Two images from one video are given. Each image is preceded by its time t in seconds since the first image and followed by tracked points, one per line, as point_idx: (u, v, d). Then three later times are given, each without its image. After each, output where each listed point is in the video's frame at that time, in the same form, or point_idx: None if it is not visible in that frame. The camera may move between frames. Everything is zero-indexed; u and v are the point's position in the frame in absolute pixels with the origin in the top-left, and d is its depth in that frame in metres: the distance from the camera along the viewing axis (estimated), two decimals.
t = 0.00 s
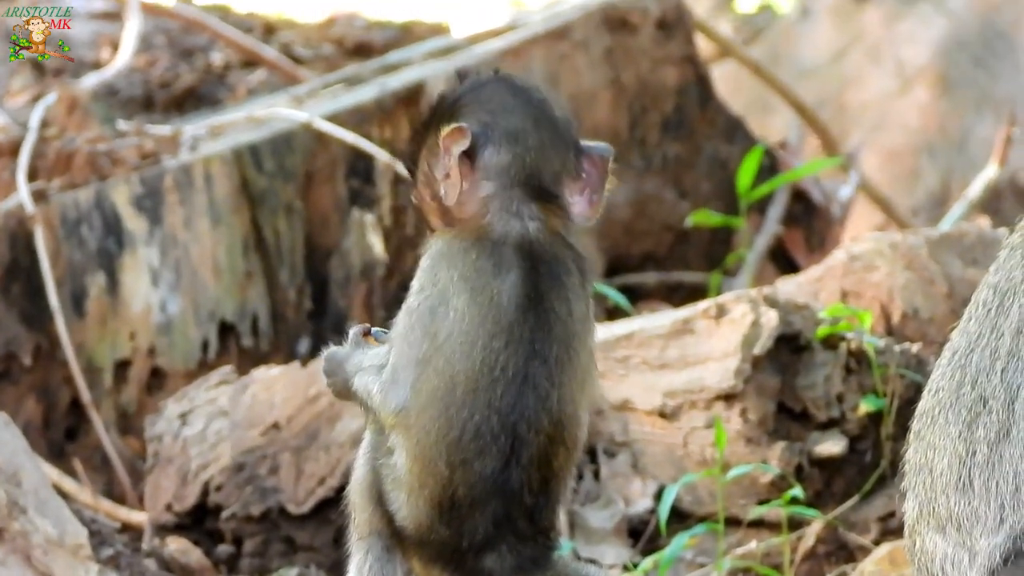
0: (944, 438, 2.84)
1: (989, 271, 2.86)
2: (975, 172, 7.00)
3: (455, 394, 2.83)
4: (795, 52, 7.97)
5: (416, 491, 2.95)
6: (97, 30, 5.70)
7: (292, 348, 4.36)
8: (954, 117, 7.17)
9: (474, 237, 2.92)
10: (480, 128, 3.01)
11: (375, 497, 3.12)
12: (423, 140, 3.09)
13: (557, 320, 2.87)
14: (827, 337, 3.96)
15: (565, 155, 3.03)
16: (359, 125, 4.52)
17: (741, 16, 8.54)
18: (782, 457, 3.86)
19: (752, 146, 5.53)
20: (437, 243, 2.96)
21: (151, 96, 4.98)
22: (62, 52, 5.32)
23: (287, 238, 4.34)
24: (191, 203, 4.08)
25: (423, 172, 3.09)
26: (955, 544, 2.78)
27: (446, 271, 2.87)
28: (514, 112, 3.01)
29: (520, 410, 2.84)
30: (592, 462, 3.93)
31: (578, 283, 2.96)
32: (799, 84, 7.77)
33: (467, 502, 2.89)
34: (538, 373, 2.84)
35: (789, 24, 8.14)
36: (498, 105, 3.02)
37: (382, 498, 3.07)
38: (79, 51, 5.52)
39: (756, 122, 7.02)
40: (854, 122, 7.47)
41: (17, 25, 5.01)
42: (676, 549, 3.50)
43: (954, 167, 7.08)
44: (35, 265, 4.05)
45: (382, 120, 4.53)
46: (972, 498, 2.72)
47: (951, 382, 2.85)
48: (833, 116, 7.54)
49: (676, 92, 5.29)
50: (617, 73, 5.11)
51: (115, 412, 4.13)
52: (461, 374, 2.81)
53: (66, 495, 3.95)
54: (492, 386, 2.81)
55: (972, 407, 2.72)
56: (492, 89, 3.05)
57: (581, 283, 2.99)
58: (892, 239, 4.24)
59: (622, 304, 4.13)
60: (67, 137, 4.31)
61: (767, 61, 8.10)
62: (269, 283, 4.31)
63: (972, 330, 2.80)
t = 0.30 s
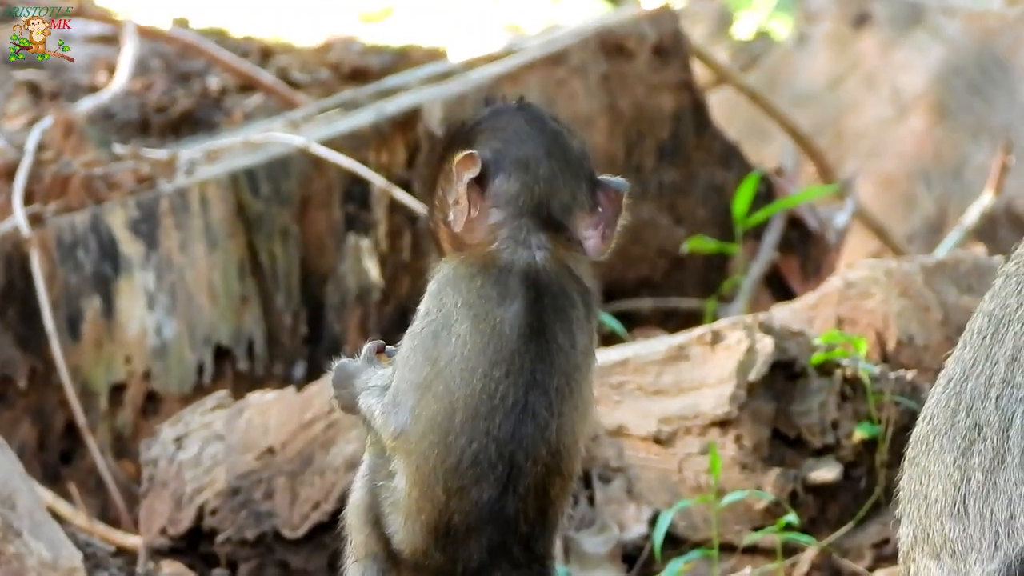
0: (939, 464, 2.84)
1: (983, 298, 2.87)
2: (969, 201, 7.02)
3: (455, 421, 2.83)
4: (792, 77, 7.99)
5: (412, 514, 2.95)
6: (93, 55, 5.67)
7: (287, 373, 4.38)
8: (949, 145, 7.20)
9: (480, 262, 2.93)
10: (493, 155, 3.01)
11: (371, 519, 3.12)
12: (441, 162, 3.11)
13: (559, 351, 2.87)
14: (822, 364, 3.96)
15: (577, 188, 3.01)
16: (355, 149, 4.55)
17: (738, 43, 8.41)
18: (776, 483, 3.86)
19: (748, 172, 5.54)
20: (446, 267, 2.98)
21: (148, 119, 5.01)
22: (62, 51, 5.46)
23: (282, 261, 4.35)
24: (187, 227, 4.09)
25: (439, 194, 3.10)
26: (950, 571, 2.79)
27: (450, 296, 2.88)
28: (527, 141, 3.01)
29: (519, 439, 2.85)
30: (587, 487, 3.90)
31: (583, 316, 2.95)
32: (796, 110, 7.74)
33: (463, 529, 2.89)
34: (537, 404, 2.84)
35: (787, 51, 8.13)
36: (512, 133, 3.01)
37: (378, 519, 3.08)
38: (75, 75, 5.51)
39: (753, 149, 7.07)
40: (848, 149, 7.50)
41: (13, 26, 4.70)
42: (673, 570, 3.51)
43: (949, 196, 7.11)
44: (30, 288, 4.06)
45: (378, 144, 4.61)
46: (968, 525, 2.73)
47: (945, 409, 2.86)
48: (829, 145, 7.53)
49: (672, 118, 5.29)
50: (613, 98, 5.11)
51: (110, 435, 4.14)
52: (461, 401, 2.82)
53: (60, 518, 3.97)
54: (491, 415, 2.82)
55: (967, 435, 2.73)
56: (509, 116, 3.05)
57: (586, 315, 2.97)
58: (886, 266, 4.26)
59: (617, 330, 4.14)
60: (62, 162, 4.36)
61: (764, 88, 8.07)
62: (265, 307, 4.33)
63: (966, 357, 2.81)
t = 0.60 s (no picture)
0: (935, 473, 2.85)
1: (978, 307, 2.87)
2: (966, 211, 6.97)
3: (448, 430, 2.85)
4: (790, 83, 7.95)
5: (408, 524, 2.95)
6: (90, 66, 5.69)
7: (284, 384, 4.40)
8: (947, 155, 7.19)
9: (476, 270, 2.96)
10: (503, 165, 3.03)
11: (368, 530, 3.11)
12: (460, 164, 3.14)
13: (552, 362, 2.87)
14: (818, 373, 3.97)
15: (582, 200, 3.01)
16: (352, 159, 4.56)
17: (735, 52, 8.33)
18: (772, 493, 3.86)
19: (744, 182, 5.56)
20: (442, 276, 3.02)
21: (144, 130, 5.02)
22: (63, 51, 5.41)
23: (279, 273, 4.37)
24: (183, 239, 4.10)
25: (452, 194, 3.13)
26: None
27: (444, 304, 2.93)
28: (539, 153, 3.01)
29: (513, 449, 2.85)
30: (583, 498, 3.86)
31: (579, 329, 2.94)
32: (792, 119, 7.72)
33: (459, 539, 2.89)
34: (530, 413, 2.85)
35: (783, 61, 8.11)
36: (526, 144, 3.02)
37: (375, 530, 3.08)
38: (71, 87, 5.53)
39: (749, 158, 7.08)
40: (846, 160, 7.47)
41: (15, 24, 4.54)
42: None
43: (946, 207, 7.04)
44: (26, 301, 4.07)
45: (374, 154, 4.62)
46: (964, 534, 2.74)
47: (941, 417, 2.86)
48: (827, 154, 7.52)
49: (668, 128, 5.30)
50: (610, 109, 5.11)
51: (108, 446, 4.15)
52: (454, 410, 2.84)
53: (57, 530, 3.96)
54: (483, 424, 2.83)
55: (963, 444, 2.74)
56: (527, 126, 3.05)
57: (582, 327, 2.97)
58: (883, 275, 4.27)
59: (614, 340, 4.21)
60: (59, 173, 4.38)
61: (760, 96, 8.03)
62: (261, 317, 4.34)
63: (962, 366, 2.82)
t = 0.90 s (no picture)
0: (926, 480, 2.85)
1: (971, 315, 2.88)
2: (957, 217, 6.95)
3: (435, 437, 2.86)
4: (781, 93, 7.89)
5: (400, 528, 2.96)
6: (82, 69, 5.68)
7: (275, 388, 4.40)
8: (938, 162, 7.22)
9: (471, 273, 2.98)
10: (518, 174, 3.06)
11: (359, 532, 3.09)
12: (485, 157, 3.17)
13: (539, 371, 2.87)
14: (809, 379, 3.99)
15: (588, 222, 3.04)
16: (344, 164, 4.56)
17: (728, 57, 8.32)
18: (763, 499, 3.84)
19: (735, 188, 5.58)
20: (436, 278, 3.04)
21: (137, 134, 5.03)
22: (62, 51, 5.38)
23: (270, 278, 4.38)
24: (175, 242, 4.10)
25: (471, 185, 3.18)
26: None
27: (434, 310, 2.95)
28: (554, 172, 3.03)
29: (500, 456, 2.85)
30: (573, 503, 3.85)
31: (568, 338, 2.94)
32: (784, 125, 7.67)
33: (448, 546, 2.88)
34: (517, 421, 2.84)
35: (776, 66, 8.05)
36: (545, 159, 3.04)
37: (367, 534, 3.07)
38: (64, 89, 5.53)
39: (742, 164, 7.09)
40: (838, 165, 7.46)
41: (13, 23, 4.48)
42: None
43: (938, 213, 7.04)
44: (18, 304, 4.09)
45: (366, 159, 4.61)
46: (954, 542, 2.74)
47: (932, 425, 2.87)
48: (820, 161, 7.50)
49: (661, 133, 5.29)
50: (602, 114, 5.11)
51: (99, 449, 4.13)
52: (440, 417, 2.85)
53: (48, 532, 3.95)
54: (470, 431, 2.83)
55: (954, 452, 2.74)
56: (550, 139, 3.06)
57: (573, 338, 2.97)
58: (873, 282, 4.28)
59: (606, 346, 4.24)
60: (51, 175, 4.40)
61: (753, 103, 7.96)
62: (252, 322, 4.35)
63: (954, 374, 2.82)
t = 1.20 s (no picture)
0: (926, 482, 2.85)
1: (970, 317, 2.89)
2: (958, 217, 6.97)
3: (432, 440, 2.86)
4: (779, 95, 7.92)
5: (399, 531, 2.95)
6: (82, 72, 5.69)
7: (275, 390, 4.40)
8: (937, 162, 7.21)
9: (466, 277, 2.97)
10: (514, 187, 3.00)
11: (359, 535, 3.09)
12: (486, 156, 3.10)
13: (534, 374, 2.87)
14: (810, 382, 3.99)
15: (579, 243, 3.01)
16: (344, 167, 4.57)
17: (727, 60, 8.33)
18: (764, 501, 3.84)
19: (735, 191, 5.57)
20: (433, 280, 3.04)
21: (137, 136, 5.02)
22: (61, 52, 5.40)
23: (271, 281, 4.37)
24: (175, 245, 4.10)
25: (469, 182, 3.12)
26: None
27: (431, 311, 2.96)
28: (550, 192, 2.97)
29: (498, 459, 2.85)
30: (574, 505, 3.86)
31: (564, 341, 2.93)
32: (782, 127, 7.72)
33: (448, 548, 2.88)
34: (513, 424, 2.85)
35: (775, 69, 8.07)
36: (543, 176, 2.98)
37: (367, 536, 3.06)
38: (64, 93, 5.53)
39: (741, 167, 7.10)
40: (839, 166, 7.47)
41: (13, 25, 4.47)
42: None
43: (937, 215, 7.04)
44: (18, 308, 4.09)
45: (366, 161, 4.61)
46: (953, 544, 2.74)
47: (932, 427, 2.87)
48: (819, 163, 7.51)
49: (660, 136, 5.29)
50: (601, 117, 5.11)
51: (99, 452, 4.13)
52: (438, 420, 2.85)
53: (49, 534, 3.95)
54: (466, 435, 2.83)
55: (953, 453, 2.74)
56: (551, 154, 2.99)
57: (570, 341, 2.95)
58: (874, 284, 4.27)
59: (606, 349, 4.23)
60: (51, 178, 4.40)
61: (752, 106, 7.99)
62: (253, 324, 4.34)
63: (954, 375, 2.83)
